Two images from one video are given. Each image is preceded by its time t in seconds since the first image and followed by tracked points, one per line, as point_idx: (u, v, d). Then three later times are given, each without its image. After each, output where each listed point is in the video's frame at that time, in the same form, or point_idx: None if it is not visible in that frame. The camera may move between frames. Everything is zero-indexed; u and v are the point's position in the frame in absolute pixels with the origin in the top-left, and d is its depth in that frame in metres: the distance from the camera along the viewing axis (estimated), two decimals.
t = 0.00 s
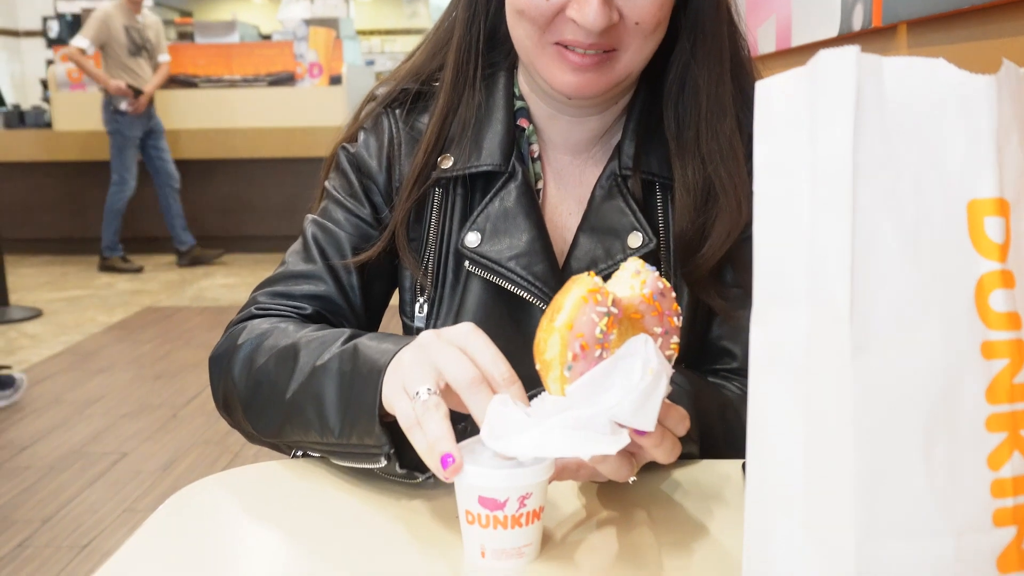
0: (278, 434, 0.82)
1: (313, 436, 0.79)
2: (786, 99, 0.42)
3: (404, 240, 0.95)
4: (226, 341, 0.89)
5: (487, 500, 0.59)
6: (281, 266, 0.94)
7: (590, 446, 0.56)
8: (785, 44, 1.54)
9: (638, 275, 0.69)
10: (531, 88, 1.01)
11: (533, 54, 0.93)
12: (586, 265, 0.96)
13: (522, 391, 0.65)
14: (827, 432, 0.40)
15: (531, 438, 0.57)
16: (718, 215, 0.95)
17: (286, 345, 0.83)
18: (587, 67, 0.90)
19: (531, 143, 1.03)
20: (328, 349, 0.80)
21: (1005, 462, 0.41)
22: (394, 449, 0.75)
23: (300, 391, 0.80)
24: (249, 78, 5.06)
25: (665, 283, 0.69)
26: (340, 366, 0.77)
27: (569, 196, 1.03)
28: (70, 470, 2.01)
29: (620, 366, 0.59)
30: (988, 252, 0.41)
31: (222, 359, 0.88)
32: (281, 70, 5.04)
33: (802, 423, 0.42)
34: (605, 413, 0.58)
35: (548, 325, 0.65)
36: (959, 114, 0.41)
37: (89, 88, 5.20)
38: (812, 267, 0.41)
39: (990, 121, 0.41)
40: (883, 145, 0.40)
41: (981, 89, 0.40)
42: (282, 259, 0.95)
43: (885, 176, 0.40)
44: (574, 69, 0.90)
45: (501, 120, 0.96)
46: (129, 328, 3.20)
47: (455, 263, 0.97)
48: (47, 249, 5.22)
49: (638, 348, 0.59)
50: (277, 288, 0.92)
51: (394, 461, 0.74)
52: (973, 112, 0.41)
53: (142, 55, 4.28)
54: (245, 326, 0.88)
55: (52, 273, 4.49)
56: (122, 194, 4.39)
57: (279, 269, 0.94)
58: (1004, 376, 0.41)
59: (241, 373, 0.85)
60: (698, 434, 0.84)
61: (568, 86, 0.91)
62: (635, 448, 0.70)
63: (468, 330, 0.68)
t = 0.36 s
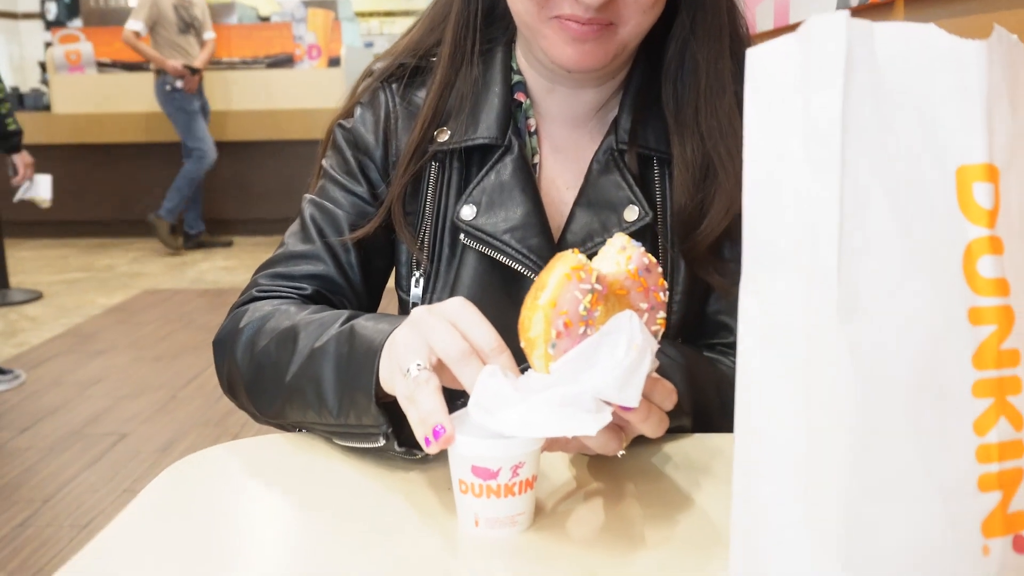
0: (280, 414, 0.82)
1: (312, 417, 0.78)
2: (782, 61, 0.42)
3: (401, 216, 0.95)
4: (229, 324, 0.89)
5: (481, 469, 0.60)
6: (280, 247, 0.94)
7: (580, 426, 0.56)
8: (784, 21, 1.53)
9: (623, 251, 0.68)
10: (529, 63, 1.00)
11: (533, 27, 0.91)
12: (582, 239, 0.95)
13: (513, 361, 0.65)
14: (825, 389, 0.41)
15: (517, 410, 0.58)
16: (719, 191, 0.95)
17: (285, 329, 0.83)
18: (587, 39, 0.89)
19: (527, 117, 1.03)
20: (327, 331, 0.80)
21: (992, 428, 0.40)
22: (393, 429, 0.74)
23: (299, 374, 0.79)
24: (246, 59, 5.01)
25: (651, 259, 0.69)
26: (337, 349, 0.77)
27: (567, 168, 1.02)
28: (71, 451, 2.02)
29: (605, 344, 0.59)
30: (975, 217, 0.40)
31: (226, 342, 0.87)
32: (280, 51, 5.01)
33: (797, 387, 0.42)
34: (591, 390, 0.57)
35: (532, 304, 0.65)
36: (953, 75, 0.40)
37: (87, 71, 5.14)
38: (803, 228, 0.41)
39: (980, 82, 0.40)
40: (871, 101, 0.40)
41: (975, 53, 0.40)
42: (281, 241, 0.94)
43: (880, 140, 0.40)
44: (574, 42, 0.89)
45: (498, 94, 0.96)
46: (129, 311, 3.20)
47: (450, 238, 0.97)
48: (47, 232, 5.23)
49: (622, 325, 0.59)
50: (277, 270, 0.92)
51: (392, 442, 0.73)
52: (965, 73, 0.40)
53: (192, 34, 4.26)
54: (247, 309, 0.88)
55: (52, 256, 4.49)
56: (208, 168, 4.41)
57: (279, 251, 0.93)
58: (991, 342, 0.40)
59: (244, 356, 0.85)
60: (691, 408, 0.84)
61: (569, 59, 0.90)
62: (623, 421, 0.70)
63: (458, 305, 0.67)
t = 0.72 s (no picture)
0: (274, 405, 0.82)
1: (304, 405, 0.78)
2: (769, 44, 0.42)
3: (391, 202, 0.95)
4: (224, 315, 0.89)
5: (471, 452, 0.60)
6: (274, 239, 0.93)
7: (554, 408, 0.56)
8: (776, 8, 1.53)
9: (605, 236, 0.69)
10: (524, 46, 1.00)
11: (527, 12, 0.90)
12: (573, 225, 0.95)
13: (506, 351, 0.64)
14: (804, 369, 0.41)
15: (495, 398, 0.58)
16: (709, 186, 0.96)
17: (279, 321, 0.83)
18: (581, 24, 0.88)
19: (520, 103, 1.02)
20: (320, 323, 0.80)
21: (974, 410, 0.41)
22: (383, 419, 0.74)
23: (292, 366, 0.79)
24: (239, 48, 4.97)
25: (633, 243, 0.69)
26: (328, 341, 0.77)
27: (559, 156, 1.02)
28: (65, 438, 2.02)
29: (587, 329, 0.58)
30: (959, 201, 0.41)
31: (221, 333, 0.87)
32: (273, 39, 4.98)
33: (777, 372, 0.42)
34: (572, 374, 0.57)
35: (514, 289, 0.65)
36: (935, 57, 0.40)
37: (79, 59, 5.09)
38: (787, 218, 0.41)
39: (963, 68, 0.40)
40: (858, 87, 0.40)
41: (957, 36, 0.40)
42: (274, 232, 0.94)
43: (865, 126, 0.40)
44: (568, 26, 0.88)
45: (490, 79, 0.95)
46: (123, 299, 3.20)
47: (442, 223, 0.97)
48: (40, 220, 5.22)
49: (604, 310, 0.58)
50: (270, 261, 0.92)
51: (383, 432, 0.73)
52: (948, 55, 0.40)
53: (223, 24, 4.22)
54: (241, 301, 0.88)
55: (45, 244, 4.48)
56: (253, 152, 4.38)
57: (272, 242, 0.93)
58: (974, 324, 0.41)
59: (239, 347, 0.85)
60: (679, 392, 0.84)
61: (563, 44, 0.89)
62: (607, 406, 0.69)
63: (454, 293, 0.67)
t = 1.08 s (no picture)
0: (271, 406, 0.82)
1: (299, 404, 0.78)
2: (761, 39, 0.42)
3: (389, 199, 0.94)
4: (221, 318, 0.89)
5: (466, 450, 0.59)
6: (269, 242, 0.93)
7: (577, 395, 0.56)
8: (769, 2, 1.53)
9: (617, 223, 0.68)
10: (516, 42, 1.00)
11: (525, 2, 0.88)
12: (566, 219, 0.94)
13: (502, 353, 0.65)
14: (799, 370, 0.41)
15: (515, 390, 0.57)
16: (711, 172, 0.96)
17: (274, 323, 0.82)
18: (582, 12, 0.86)
19: (510, 99, 1.02)
20: (312, 325, 0.80)
21: (968, 407, 0.41)
22: (374, 420, 0.73)
23: (287, 367, 0.79)
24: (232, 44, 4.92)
25: (644, 230, 0.69)
26: (320, 343, 0.77)
27: (550, 152, 1.01)
28: (59, 435, 2.01)
29: (603, 313, 0.57)
30: (952, 196, 0.40)
31: (218, 335, 0.87)
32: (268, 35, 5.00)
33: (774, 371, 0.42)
34: (590, 358, 0.57)
35: (530, 274, 0.65)
36: (927, 50, 0.40)
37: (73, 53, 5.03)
38: (783, 208, 0.41)
39: (956, 62, 0.40)
40: (855, 86, 0.40)
41: (950, 32, 0.40)
42: (270, 235, 0.94)
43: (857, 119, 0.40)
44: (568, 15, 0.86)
45: (480, 75, 0.94)
46: (118, 295, 3.20)
47: (435, 220, 0.96)
48: (35, 216, 5.20)
49: (620, 294, 0.57)
50: (267, 264, 0.91)
51: (374, 433, 0.72)
52: (940, 50, 0.40)
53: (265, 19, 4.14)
54: (236, 305, 0.88)
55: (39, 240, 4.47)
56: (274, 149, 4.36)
57: (268, 245, 0.93)
58: (967, 321, 0.40)
59: (235, 348, 0.85)
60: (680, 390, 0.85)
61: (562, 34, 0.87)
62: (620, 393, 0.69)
63: (445, 295, 0.68)
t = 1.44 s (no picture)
0: (258, 483, 0.81)
1: (276, 477, 0.77)
2: (739, 137, 0.43)
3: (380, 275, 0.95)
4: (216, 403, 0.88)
5: (458, 539, 0.56)
6: (264, 324, 0.93)
7: (582, 476, 0.54)
8: (758, 71, 1.54)
9: (630, 301, 0.66)
10: (496, 118, 1.01)
11: (495, 81, 0.90)
12: (549, 293, 0.93)
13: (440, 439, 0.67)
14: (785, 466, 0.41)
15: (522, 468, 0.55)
16: (680, 237, 0.95)
17: (248, 395, 0.83)
18: (546, 91, 0.87)
19: (494, 172, 1.01)
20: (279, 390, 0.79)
21: (954, 506, 0.41)
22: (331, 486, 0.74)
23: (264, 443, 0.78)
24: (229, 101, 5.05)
25: (655, 310, 0.68)
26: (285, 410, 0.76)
27: (531, 226, 1.01)
28: (49, 501, 1.99)
29: (612, 395, 0.56)
30: (935, 294, 0.41)
31: (214, 418, 0.87)
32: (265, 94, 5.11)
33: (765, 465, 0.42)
34: (597, 441, 0.55)
35: (544, 350, 0.63)
36: (906, 149, 0.40)
37: (70, 110, 5.08)
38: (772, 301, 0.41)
39: (937, 157, 0.40)
40: (834, 189, 0.40)
41: (929, 130, 0.40)
42: (264, 319, 0.94)
43: (832, 215, 0.40)
44: (532, 94, 0.88)
45: (466, 151, 0.97)
46: (110, 355, 3.19)
47: (423, 293, 0.97)
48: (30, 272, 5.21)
49: (629, 376, 0.56)
50: (259, 346, 0.91)
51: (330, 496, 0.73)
52: (919, 148, 0.40)
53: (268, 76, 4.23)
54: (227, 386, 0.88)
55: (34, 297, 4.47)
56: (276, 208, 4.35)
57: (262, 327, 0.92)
58: (951, 419, 0.41)
59: (226, 431, 0.85)
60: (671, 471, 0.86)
61: (529, 112, 0.88)
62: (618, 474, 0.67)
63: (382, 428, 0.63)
